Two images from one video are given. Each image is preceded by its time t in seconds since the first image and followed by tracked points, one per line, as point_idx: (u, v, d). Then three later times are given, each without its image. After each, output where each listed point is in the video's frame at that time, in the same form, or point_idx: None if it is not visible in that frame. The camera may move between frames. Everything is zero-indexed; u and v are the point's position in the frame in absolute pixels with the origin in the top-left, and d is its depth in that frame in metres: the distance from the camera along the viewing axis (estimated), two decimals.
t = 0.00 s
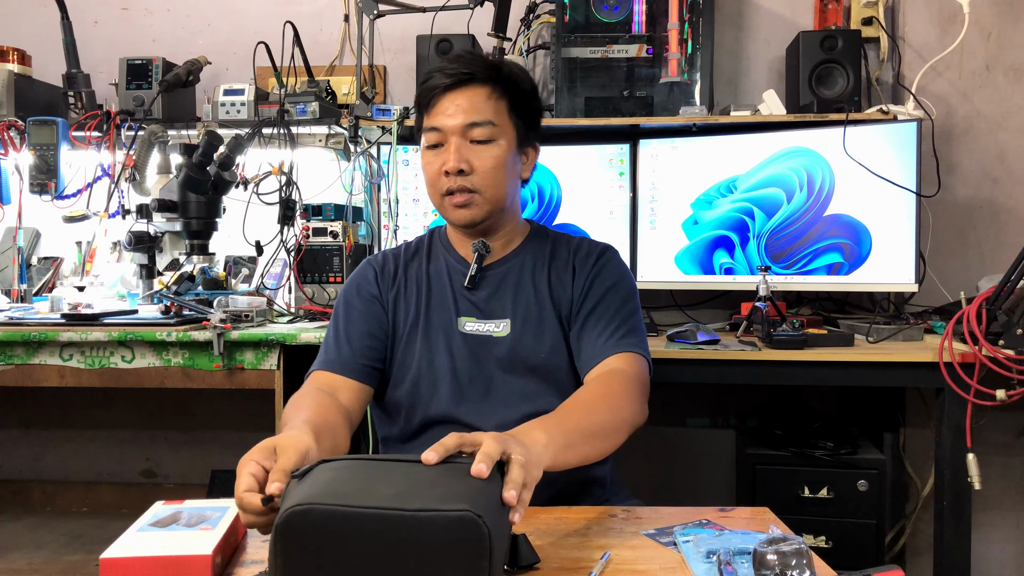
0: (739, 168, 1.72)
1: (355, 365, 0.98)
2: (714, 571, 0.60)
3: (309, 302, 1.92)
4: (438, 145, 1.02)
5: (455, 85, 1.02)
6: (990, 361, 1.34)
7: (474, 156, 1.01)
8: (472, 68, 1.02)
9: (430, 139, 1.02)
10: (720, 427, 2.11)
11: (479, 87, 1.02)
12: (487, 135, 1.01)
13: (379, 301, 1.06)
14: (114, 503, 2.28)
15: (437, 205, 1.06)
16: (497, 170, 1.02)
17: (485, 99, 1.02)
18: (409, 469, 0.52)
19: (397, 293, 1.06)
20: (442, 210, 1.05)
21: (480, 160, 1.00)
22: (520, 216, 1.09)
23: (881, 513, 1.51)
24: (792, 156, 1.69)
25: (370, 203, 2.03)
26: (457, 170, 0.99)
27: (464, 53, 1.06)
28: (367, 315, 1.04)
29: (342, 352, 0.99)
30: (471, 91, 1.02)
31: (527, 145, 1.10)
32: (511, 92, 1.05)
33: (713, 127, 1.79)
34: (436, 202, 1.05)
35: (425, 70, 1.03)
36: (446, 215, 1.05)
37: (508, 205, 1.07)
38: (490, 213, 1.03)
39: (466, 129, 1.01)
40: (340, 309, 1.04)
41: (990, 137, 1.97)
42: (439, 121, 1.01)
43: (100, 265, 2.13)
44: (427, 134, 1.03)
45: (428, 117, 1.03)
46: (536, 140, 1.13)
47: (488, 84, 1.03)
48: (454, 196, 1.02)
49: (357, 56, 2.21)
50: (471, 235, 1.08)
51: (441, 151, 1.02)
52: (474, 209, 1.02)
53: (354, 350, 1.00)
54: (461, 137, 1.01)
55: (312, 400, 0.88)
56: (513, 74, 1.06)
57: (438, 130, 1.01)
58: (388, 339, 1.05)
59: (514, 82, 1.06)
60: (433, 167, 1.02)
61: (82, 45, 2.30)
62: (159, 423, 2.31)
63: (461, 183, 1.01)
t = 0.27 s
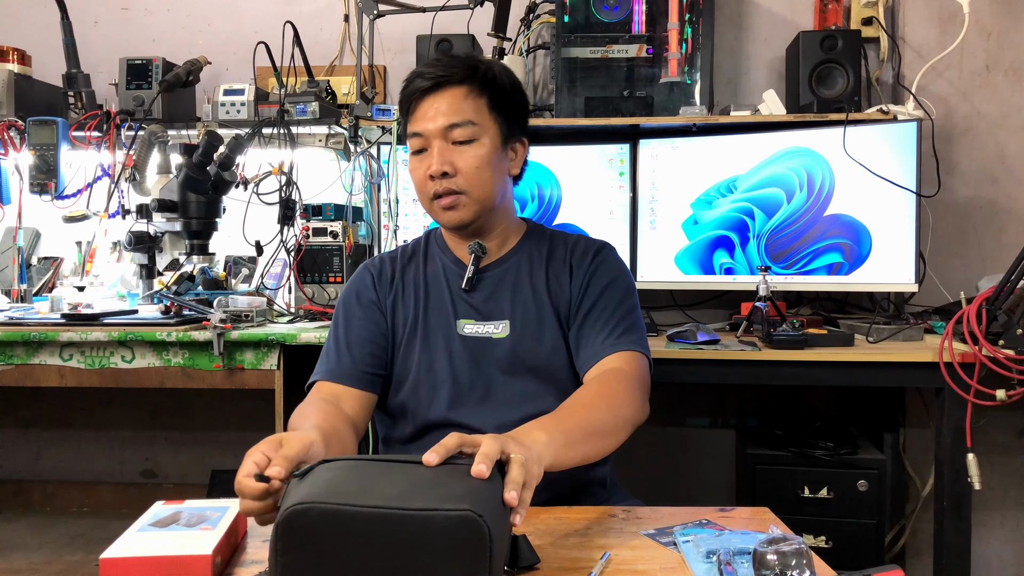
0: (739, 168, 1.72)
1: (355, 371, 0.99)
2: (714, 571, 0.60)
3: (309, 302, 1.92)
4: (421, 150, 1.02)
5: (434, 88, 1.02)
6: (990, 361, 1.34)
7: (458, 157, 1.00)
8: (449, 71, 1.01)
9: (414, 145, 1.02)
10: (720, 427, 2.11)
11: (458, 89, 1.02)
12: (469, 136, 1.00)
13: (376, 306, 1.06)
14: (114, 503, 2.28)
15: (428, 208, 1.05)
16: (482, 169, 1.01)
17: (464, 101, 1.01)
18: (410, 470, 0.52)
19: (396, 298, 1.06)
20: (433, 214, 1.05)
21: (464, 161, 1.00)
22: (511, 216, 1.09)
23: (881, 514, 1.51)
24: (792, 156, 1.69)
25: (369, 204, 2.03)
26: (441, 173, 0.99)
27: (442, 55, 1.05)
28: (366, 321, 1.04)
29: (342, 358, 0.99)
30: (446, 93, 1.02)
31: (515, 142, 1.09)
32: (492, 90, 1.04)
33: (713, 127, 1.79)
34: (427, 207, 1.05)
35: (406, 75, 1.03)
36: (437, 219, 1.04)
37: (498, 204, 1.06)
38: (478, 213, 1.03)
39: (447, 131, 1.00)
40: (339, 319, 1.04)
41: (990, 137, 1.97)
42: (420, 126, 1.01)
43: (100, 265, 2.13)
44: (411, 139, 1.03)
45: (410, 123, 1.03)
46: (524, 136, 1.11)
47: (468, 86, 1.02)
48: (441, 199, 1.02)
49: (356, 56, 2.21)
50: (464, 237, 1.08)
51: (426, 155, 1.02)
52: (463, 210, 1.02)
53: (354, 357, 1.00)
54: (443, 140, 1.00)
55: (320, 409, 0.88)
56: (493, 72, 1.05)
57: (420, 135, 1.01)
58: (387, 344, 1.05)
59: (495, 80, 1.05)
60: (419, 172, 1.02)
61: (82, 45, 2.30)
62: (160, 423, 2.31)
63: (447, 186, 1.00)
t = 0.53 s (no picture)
0: (739, 168, 1.72)
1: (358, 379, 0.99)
2: (714, 571, 0.60)
3: (309, 302, 1.92)
4: (405, 157, 1.01)
5: (410, 92, 1.00)
6: (990, 360, 1.34)
7: (441, 161, 0.99)
8: (423, 74, 1.00)
9: (398, 152, 1.02)
10: (720, 427, 2.11)
11: (434, 92, 1.00)
12: (450, 138, 0.99)
13: (373, 310, 1.06)
14: (114, 503, 2.28)
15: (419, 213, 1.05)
16: (468, 170, 1.00)
17: (440, 103, 0.99)
18: (408, 471, 0.51)
19: (393, 301, 1.06)
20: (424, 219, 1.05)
21: (448, 164, 0.99)
22: (500, 216, 1.08)
23: (881, 514, 1.51)
24: (792, 156, 1.69)
25: (370, 203, 2.03)
26: (426, 179, 0.98)
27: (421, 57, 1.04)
28: (364, 326, 1.04)
29: (343, 367, 0.99)
30: (424, 96, 1.00)
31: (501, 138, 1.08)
32: (469, 87, 1.02)
33: (712, 127, 1.79)
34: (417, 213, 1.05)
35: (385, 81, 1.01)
36: (428, 224, 1.05)
37: (489, 205, 1.06)
38: (468, 216, 1.02)
39: (427, 136, 0.99)
40: (338, 326, 1.05)
41: (990, 137, 1.97)
42: (401, 133, 1.00)
43: (100, 265, 2.13)
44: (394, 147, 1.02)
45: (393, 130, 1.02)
46: (511, 133, 1.10)
47: (446, 87, 1.00)
48: (431, 204, 1.01)
49: (356, 56, 2.21)
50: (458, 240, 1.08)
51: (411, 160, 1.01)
52: (453, 213, 1.01)
53: (352, 367, 0.99)
54: (424, 145, 0.99)
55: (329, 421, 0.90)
56: (470, 69, 1.03)
57: (401, 143, 1.01)
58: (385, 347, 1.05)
59: (472, 77, 1.02)
60: (404, 179, 1.02)
61: (82, 46, 2.30)
62: (160, 423, 2.31)
63: (434, 190, 1.00)
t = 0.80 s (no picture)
0: (739, 168, 1.72)
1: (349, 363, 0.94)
2: (714, 571, 0.60)
3: (309, 302, 1.92)
4: (493, 135, 1.02)
5: (519, 82, 1.02)
6: (990, 361, 1.34)
7: (530, 156, 1.02)
8: (541, 69, 1.03)
9: (486, 126, 1.02)
10: (720, 427, 2.11)
11: (542, 89, 1.03)
12: (544, 140, 1.03)
13: (378, 298, 1.03)
14: (114, 503, 2.28)
15: (471, 193, 1.05)
16: (545, 177, 1.04)
17: (542, 100, 1.03)
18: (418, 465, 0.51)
19: (403, 293, 1.05)
20: (475, 200, 1.05)
21: (534, 163, 1.02)
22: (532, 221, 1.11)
23: (881, 514, 1.51)
24: (792, 156, 1.69)
25: (370, 203, 2.03)
26: (513, 167, 1.00)
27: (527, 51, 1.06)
28: (365, 314, 1.01)
29: (334, 348, 0.94)
30: (543, 94, 1.03)
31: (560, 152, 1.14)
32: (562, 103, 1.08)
33: (712, 127, 1.79)
34: (472, 191, 1.04)
35: (488, 58, 1.02)
36: (478, 207, 1.04)
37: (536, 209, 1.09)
38: (524, 213, 1.05)
39: (528, 129, 1.02)
40: (333, 305, 1.00)
41: (990, 137, 1.97)
42: (506, 113, 1.01)
43: (100, 265, 2.13)
44: (483, 120, 1.02)
45: (487, 103, 1.02)
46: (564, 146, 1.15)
47: (550, 89, 1.04)
48: (496, 190, 1.02)
49: (356, 56, 2.21)
50: (488, 232, 1.09)
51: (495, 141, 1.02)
52: (514, 207, 1.03)
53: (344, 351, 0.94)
54: (521, 135, 1.01)
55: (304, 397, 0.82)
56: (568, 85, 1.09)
57: (499, 121, 1.01)
58: (390, 340, 1.04)
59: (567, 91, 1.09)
60: (485, 157, 1.02)
61: (82, 45, 2.30)
62: (160, 423, 2.31)
63: (510, 180, 1.01)
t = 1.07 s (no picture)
0: (739, 168, 1.72)
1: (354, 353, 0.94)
2: (714, 570, 0.60)
3: (309, 302, 1.92)
4: (500, 136, 1.02)
5: (525, 84, 1.02)
6: (989, 361, 1.34)
7: (537, 157, 1.02)
8: (547, 71, 1.03)
9: (494, 127, 1.02)
10: (720, 427, 2.11)
11: (549, 90, 1.03)
12: (551, 140, 1.03)
13: (387, 291, 1.03)
14: (114, 503, 2.28)
15: (479, 194, 1.05)
16: (552, 176, 1.04)
17: (549, 101, 1.03)
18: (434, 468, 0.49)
19: (411, 286, 1.05)
20: (484, 200, 1.05)
21: (542, 163, 1.02)
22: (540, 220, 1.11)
23: (881, 514, 1.51)
24: (791, 156, 1.69)
25: (370, 203, 2.04)
26: (520, 167, 1.00)
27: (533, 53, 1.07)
28: (373, 303, 1.00)
29: (339, 338, 0.94)
30: (549, 94, 1.03)
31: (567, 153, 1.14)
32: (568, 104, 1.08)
33: (712, 127, 1.79)
34: (481, 191, 1.04)
35: (494, 60, 1.02)
36: (487, 207, 1.05)
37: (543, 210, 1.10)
38: (532, 213, 1.05)
39: (535, 130, 1.02)
40: (342, 294, 1.00)
41: (990, 137, 1.97)
42: (513, 114, 1.01)
43: (100, 265, 2.13)
44: (490, 121, 1.02)
45: (495, 104, 1.03)
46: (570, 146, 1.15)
47: (556, 90, 1.04)
48: (504, 190, 1.03)
49: (357, 56, 2.21)
50: (497, 231, 1.09)
51: (503, 142, 1.02)
52: (522, 207, 1.03)
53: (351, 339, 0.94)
54: (528, 136, 1.01)
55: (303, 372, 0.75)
56: (574, 86, 1.09)
57: (507, 122, 1.01)
58: (395, 334, 1.04)
59: (574, 93, 1.09)
60: (493, 157, 1.02)
61: (82, 45, 2.30)
62: (159, 423, 2.31)
63: (518, 180, 1.01)
